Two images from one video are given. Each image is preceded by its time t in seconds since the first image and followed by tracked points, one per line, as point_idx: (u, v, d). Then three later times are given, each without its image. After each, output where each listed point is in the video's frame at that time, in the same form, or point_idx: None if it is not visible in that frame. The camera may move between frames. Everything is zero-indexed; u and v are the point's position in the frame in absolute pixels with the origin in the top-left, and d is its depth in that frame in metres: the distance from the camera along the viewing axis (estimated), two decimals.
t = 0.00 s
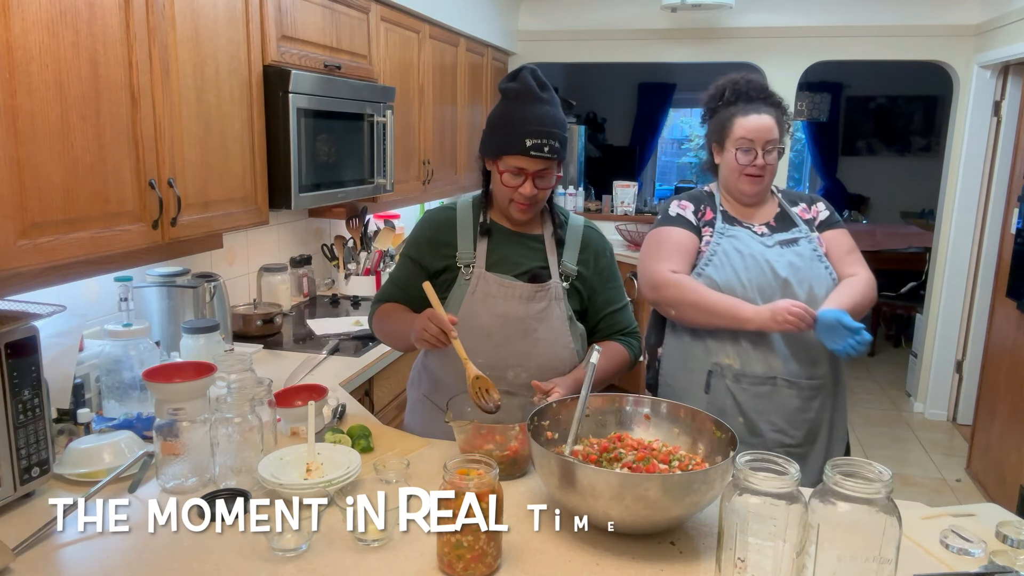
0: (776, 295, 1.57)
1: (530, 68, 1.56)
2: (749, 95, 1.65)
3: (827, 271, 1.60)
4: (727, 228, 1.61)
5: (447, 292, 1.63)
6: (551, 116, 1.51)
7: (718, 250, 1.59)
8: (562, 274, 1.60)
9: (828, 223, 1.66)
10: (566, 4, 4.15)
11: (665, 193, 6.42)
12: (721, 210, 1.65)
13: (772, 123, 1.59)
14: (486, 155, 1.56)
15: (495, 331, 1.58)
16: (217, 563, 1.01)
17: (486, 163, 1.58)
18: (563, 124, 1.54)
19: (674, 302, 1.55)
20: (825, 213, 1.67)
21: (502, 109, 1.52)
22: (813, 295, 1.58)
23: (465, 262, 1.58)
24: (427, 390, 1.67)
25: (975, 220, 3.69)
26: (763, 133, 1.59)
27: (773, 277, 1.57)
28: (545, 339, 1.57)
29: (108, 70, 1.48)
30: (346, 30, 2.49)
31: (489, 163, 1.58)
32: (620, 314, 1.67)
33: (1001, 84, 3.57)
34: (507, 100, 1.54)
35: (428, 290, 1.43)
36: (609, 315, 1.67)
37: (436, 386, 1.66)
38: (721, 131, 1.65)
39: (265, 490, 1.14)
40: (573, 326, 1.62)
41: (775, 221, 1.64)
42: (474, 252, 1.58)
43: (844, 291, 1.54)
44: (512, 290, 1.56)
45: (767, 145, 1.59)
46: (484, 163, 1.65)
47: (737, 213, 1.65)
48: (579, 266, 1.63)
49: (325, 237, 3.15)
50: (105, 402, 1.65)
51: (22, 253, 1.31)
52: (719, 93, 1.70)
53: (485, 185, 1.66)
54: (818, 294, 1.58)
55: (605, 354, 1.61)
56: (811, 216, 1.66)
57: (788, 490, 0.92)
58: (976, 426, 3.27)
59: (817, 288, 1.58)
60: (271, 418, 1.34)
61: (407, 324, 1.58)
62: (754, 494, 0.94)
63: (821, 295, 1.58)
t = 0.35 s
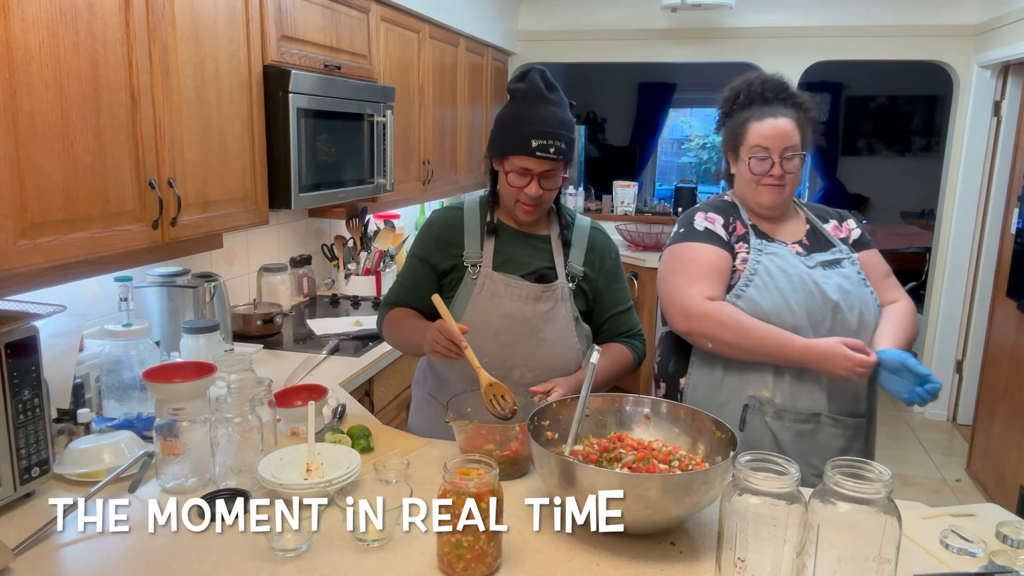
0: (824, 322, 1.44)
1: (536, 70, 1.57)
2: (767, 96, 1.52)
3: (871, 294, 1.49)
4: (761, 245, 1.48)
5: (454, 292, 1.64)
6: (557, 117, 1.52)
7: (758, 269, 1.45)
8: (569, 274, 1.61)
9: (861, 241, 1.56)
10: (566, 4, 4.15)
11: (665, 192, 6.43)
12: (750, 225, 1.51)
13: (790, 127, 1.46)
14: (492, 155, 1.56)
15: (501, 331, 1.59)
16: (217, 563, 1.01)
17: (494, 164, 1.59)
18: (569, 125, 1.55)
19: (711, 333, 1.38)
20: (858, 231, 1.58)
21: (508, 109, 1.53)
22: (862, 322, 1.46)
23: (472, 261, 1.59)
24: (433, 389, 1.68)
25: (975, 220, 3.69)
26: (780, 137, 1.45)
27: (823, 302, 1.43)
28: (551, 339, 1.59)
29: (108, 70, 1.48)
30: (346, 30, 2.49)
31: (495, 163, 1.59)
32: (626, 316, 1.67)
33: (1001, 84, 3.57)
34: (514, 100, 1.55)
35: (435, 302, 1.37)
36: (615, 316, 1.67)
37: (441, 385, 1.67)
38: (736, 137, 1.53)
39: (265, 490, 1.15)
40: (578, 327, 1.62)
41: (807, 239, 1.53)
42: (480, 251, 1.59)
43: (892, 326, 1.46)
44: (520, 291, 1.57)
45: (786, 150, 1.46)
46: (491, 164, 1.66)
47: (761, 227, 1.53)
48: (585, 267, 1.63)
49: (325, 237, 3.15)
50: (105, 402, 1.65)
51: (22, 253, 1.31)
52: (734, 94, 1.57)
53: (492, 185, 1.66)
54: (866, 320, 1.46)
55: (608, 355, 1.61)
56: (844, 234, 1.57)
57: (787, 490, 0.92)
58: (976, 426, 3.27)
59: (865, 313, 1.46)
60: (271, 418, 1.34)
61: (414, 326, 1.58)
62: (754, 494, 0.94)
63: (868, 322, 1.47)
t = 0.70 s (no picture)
0: (854, 339, 1.35)
1: (550, 79, 1.55)
2: (808, 88, 1.35)
3: (911, 307, 1.38)
4: (789, 252, 1.38)
5: (458, 292, 1.64)
6: (573, 133, 1.52)
7: (783, 280, 1.36)
8: (572, 274, 1.61)
9: (902, 248, 1.43)
10: (566, 4, 4.15)
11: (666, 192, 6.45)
12: (781, 229, 1.41)
13: (827, 127, 1.32)
14: (503, 165, 1.55)
15: (505, 330, 1.59)
16: (217, 563, 1.01)
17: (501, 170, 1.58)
18: (581, 139, 1.55)
19: (725, 353, 1.31)
20: (901, 238, 1.44)
21: (522, 121, 1.52)
22: (898, 339, 1.36)
23: (475, 261, 1.59)
24: (437, 387, 1.69)
25: (975, 220, 3.69)
26: (816, 136, 1.32)
27: (852, 318, 1.34)
28: (554, 337, 1.59)
29: (108, 70, 1.48)
30: (346, 30, 2.49)
31: (505, 171, 1.57)
32: (629, 316, 1.67)
33: (1001, 84, 3.57)
34: (527, 111, 1.53)
35: (439, 307, 1.37)
36: (619, 318, 1.67)
37: (444, 384, 1.67)
38: (771, 133, 1.39)
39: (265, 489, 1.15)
40: (582, 326, 1.62)
41: (843, 245, 1.42)
42: (484, 251, 1.59)
43: (928, 346, 1.33)
44: (524, 290, 1.57)
45: (823, 150, 1.32)
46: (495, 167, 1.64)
47: (794, 232, 1.42)
48: (588, 266, 1.63)
49: (325, 237, 3.15)
50: (105, 403, 1.65)
51: (22, 253, 1.31)
52: (775, 82, 1.40)
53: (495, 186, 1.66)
54: (903, 337, 1.36)
55: (610, 355, 1.61)
56: (885, 240, 1.43)
57: (788, 490, 0.93)
58: (976, 425, 3.27)
59: (902, 329, 1.36)
60: (271, 419, 1.34)
61: (419, 326, 1.58)
62: (754, 494, 0.94)
63: (904, 339, 1.36)
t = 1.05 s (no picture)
0: (881, 349, 1.31)
1: (548, 71, 1.56)
2: (880, 83, 1.27)
3: (967, 321, 1.29)
4: (830, 253, 1.36)
5: (459, 292, 1.64)
6: (573, 121, 1.52)
7: (814, 282, 1.35)
8: (574, 274, 1.61)
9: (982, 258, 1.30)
10: (566, 4, 4.15)
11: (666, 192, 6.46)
12: (834, 229, 1.38)
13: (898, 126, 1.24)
14: (505, 156, 1.55)
15: (506, 330, 1.59)
16: (217, 563, 1.01)
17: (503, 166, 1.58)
18: (581, 127, 1.55)
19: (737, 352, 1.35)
20: (984, 248, 1.30)
21: (523, 111, 1.52)
22: (937, 354, 1.29)
23: (477, 261, 1.59)
24: (438, 387, 1.69)
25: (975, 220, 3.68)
26: (888, 135, 1.24)
27: (881, 326, 1.31)
28: (556, 338, 1.59)
29: (108, 70, 1.48)
30: (346, 30, 2.48)
31: (506, 163, 1.57)
32: (631, 317, 1.67)
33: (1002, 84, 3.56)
34: (526, 102, 1.54)
35: (440, 307, 1.39)
36: (620, 318, 1.67)
37: (444, 383, 1.67)
38: (839, 131, 1.32)
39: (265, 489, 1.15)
40: (583, 327, 1.62)
41: (906, 251, 1.35)
42: (486, 251, 1.59)
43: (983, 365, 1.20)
44: (525, 291, 1.57)
45: (897, 150, 1.24)
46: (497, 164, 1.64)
47: (863, 234, 1.36)
48: (590, 266, 1.63)
49: (325, 237, 3.15)
50: (105, 403, 1.65)
51: (22, 253, 1.31)
52: (844, 77, 1.31)
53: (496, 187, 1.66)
54: (944, 352, 1.29)
55: (610, 355, 1.61)
56: (963, 249, 1.32)
57: (787, 490, 0.93)
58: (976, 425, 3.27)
59: (945, 343, 1.29)
60: (271, 419, 1.34)
61: (420, 326, 1.59)
62: (754, 494, 0.94)
63: (947, 354, 1.29)
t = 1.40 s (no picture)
0: (891, 355, 1.33)
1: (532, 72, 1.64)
2: (937, 82, 1.26)
3: (990, 336, 1.27)
4: (860, 257, 1.39)
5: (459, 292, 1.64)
6: (557, 100, 1.55)
7: (836, 284, 1.40)
8: (575, 274, 1.61)
9: None
10: (566, 4, 4.15)
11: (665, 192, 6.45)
12: (876, 232, 1.40)
13: (953, 129, 1.23)
14: (498, 148, 1.59)
15: (506, 331, 1.59)
16: (217, 563, 1.01)
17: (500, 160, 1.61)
18: (566, 107, 1.57)
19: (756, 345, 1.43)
20: None
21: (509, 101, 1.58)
22: (949, 365, 1.29)
23: (477, 261, 1.59)
24: (438, 387, 1.69)
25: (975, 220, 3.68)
26: (944, 136, 1.23)
27: (892, 333, 1.32)
28: (557, 339, 1.59)
29: (108, 70, 1.48)
30: (346, 30, 2.49)
31: (502, 158, 1.60)
32: (632, 317, 1.67)
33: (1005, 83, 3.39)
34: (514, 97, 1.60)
35: (439, 306, 1.38)
36: (622, 318, 1.67)
37: (445, 383, 1.67)
38: (895, 132, 1.32)
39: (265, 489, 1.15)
40: (584, 327, 1.62)
41: (948, 258, 1.32)
42: (486, 251, 1.59)
43: None
44: (526, 291, 1.57)
45: (953, 152, 1.23)
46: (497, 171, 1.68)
47: (917, 239, 1.35)
48: (590, 266, 1.63)
49: (325, 237, 3.15)
50: (105, 403, 1.65)
51: (22, 253, 1.31)
52: (900, 74, 1.32)
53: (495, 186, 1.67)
54: (957, 364, 1.28)
55: (611, 355, 1.61)
56: (1014, 262, 1.27)
57: (787, 490, 0.93)
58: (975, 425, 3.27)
59: (958, 355, 1.28)
60: (271, 419, 1.34)
61: (420, 326, 1.59)
62: (754, 494, 0.94)
63: (960, 366, 1.28)
